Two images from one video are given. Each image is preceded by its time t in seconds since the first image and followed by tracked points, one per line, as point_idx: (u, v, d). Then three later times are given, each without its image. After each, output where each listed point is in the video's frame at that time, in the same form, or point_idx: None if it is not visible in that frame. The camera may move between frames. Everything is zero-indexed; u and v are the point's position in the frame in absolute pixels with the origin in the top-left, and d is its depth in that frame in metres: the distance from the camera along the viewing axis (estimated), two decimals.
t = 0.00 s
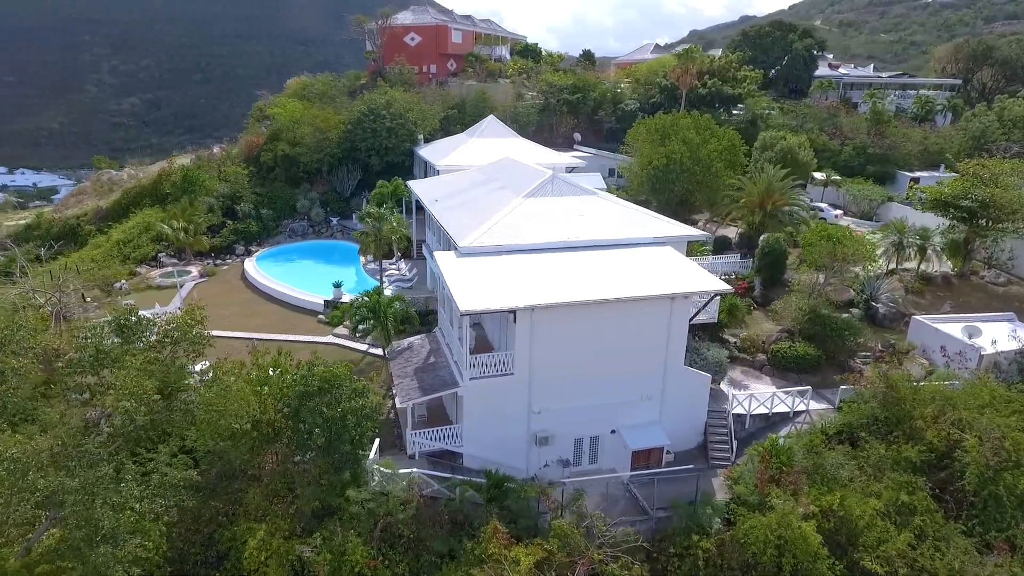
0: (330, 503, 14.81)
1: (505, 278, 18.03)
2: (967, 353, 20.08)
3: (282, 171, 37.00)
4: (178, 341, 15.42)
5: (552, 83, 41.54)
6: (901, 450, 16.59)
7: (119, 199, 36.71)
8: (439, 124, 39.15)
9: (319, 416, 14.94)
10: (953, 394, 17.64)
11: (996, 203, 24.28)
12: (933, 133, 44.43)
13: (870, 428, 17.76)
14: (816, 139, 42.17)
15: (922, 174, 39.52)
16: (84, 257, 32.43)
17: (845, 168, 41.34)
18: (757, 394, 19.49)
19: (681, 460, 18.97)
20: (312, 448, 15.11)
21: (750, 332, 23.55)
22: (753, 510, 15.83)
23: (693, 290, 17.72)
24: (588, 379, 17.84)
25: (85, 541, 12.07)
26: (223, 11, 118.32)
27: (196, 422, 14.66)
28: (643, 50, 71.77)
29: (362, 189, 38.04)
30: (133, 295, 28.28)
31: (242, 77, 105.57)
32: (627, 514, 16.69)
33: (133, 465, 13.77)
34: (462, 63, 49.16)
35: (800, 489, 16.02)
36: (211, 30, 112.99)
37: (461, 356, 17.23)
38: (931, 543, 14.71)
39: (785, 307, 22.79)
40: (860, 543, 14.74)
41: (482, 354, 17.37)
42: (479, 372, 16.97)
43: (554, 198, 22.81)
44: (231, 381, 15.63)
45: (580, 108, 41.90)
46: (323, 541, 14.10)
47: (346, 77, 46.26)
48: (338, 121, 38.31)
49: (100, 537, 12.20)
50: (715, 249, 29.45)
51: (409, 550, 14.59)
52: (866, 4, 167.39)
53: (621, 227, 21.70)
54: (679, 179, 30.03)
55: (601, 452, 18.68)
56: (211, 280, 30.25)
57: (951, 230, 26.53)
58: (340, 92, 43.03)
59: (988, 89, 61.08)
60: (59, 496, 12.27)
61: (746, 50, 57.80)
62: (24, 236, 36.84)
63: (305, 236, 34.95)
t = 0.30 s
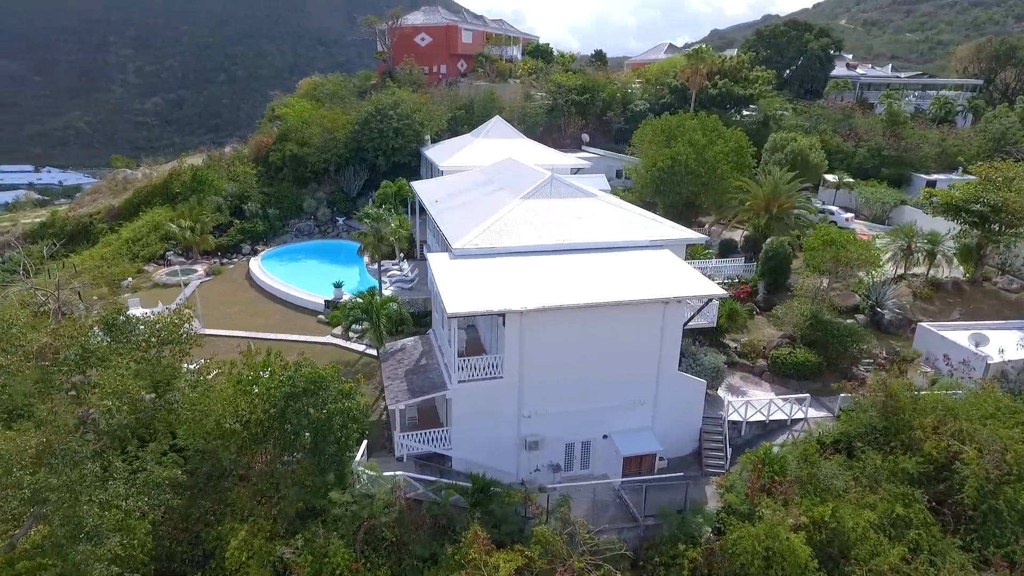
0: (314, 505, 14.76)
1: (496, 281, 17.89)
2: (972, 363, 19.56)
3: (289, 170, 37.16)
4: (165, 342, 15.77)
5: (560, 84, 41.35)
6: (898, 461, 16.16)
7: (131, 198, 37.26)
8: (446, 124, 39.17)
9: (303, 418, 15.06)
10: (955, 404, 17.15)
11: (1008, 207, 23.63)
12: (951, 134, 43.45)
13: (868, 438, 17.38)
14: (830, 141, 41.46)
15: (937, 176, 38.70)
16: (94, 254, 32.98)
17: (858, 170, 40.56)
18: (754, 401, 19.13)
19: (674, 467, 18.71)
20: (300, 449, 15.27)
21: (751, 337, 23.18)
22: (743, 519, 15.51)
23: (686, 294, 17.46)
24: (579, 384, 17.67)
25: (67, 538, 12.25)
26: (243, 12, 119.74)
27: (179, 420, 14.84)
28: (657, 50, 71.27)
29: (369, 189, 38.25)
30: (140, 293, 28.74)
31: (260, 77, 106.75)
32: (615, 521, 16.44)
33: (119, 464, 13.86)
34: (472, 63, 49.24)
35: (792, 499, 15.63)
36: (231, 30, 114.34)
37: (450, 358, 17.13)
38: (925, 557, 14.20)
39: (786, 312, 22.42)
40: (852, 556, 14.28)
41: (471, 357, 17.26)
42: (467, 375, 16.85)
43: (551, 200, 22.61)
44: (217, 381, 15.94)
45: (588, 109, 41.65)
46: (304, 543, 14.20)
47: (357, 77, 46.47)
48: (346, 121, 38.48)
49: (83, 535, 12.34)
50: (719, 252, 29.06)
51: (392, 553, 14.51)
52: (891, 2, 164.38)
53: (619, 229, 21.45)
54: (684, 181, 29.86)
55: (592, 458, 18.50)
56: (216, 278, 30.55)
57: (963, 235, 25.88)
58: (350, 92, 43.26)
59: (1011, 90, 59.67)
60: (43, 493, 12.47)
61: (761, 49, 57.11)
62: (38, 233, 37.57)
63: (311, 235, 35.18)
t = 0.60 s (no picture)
0: (294, 508, 14.78)
1: (483, 284, 17.76)
2: (973, 372, 19.13)
3: (294, 170, 37.36)
4: (151, 343, 15.87)
5: (565, 84, 41.20)
6: (891, 472, 15.76)
7: (138, 197, 37.70)
8: (450, 125, 39.19)
9: (284, 421, 15.07)
10: (951, 415, 16.73)
11: (1016, 211, 23.04)
12: (967, 136, 42.48)
13: (860, 448, 16.98)
14: (840, 142, 40.78)
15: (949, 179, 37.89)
16: (100, 253, 33.45)
17: (869, 173, 39.79)
18: (746, 408, 18.83)
19: (664, 474, 18.44)
20: (283, 452, 15.38)
21: (748, 343, 22.83)
22: (729, 529, 15.26)
23: (675, 299, 17.20)
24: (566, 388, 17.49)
25: (46, 537, 12.37)
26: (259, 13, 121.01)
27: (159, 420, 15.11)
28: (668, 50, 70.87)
29: (372, 189, 38.28)
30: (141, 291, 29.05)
31: (275, 77, 107.63)
32: (600, 528, 16.22)
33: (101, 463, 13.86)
34: (479, 63, 49.18)
35: (778, 510, 15.30)
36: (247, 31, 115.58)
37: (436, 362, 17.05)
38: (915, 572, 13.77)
39: (784, 317, 22.03)
40: (840, 569, 13.75)
41: (457, 361, 17.15)
42: (453, 378, 16.75)
43: (546, 202, 22.43)
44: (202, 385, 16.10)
45: (594, 109, 41.38)
46: (282, 546, 14.11)
47: (364, 77, 46.65)
48: (350, 121, 38.57)
49: (62, 534, 12.46)
50: (721, 256, 28.69)
51: (371, 558, 14.45)
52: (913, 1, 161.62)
53: (613, 232, 21.21)
54: (686, 183, 29.57)
55: (580, 463, 18.31)
56: (218, 277, 30.78)
57: (970, 240, 25.29)
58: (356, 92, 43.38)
59: None
60: (21, 493, 12.58)
61: (772, 49, 56.49)
62: (49, 231, 38.23)
63: (314, 235, 35.19)
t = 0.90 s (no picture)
0: (275, 511, 14.67)
1: (472, 288, 17.61)
2: (976, 384, 18.56)
3: (300, 171, 37.50)
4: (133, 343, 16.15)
5: (571, 86, 41.07)
6: (884, 486, 15.31)
7: (147, 197, 38.12)
8: (455, 126, 39.22)
9: (265, 424, 14.94)
10: (950, 428, 16.25)
11: None
12: (984, 139, 41.48)
13: (855, 461, 16.58)
14: (852, 145, 40.05)
15: (965, 182, 36.96)
16: (108, 253, 33.88)
17: (881, 176, 39.00)
18: (739, 417, 18.44)
19: (656, 483, 18.13)
20: (267, 454, 15.33)
21: (747, 349, 22.43)
22: (714, 543, 14.92)
23: (667, 305, 16.89)
24: (554, 395, 17.27)
25: (25, 538, 12.43)
26: (276, 13, 122.14)
27: (142, 423, 15.34)
28: (682, 51, 70.32)
29: (377, 190, 38.34)
30: (145, 291, 29.34)
31: (291, 78, 108.56)
32: (585, 538, 15.99)
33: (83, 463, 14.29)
34: (488, 64, 49.12)
35: (765, 524, 14.93)
36: (264, 32, 116.91)
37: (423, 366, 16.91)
38: None
39: (783, 323, 21.58)
40: None
41: (444, 365, 17.02)
42: (439, 383, 16.60)
43: (542, 205, 22.22)
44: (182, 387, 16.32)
45: (601, 111, 41.05)
46: (260, 550, 13.96)
47: (372, 78, 46.80)
48: (355, 122, 38.64)
49: (40, 535, 12.55)
50: (724, 260, 28.27)
51: (352, 563, 14.52)
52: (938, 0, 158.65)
53: (608, 237, 20.95)
54: (689, 186, 29.24)
55: (570, 471, 18.06)
56: (221, 277, 31.02)
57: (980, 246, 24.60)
58: (364, 93, 43.48)
59: None
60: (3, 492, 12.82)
61: (785, 50, 55.83)
62: (61, 230, 38.79)
63: (318, 236, 35.26)
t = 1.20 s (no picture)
0: (257, 515, 14.70)
1: (461, 294, 17.46)
2: (981, 397, 17.96)
3: (306, 172, 37.62)
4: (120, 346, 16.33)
5: (579, 88, 40.80)
6: (879, 502, 14.85)
7: (158, 197, 38.56)
8: (461, 128, 39.14)
9: (250, 429, 14.95)
10: (951, 442, 15.70)
11: None
12: (1004, 142, 40.39)
13: (851, 475, 16.13)
14: (865, 148, 39.23)
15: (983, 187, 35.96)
16: (117, 252, 34.25)
17: (896, 180, 38.11)
18: (734, 427, 18.08)
19: (647, 493, 17.84)
20: (250, 458, 15.39)
21: (747, 357, 22.00)
22: (702, 557, 14.61)
23: (657, 313, 16.66)
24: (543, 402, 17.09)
25: (8, 538, 12.22)
26: (295, 14, 123.24)
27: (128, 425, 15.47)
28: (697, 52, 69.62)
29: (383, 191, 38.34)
30: (151, 292, 29.49)
31: (308, 78, 109.42)
32: (571, 549, 15.76)
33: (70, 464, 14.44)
34: (498, 65, 48.96)
35: (754, 539, 14.56)
36: (283, 33, 118.22)
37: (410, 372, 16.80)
38: None
39: (783, 331, 21.13)
40: None
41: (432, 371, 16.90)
42: (426, 389, 16.48)
43: (538, 209, 22.02)
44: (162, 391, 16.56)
45: (609, 113, 40.70)
46: (240, 555, 13.91)
47: (382, 79, 46.88)
48: (362, 124, 38.68)
49: (22, 537, 12.48)
50: (729, 265, 27.79)
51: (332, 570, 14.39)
52: None
53: (604, 242, 20.71)
54: (694, 190, 28.80)
55: (559, 479, 17.85)
56: (226, 278, 31.17)
57: (992, 254, 23.86)
58: (373, 95, 43.57)
59: None
60: None
61: (801, 51, 55.00)
62: (73, 229, 39.29)
63: (324, 237, 35.36)
